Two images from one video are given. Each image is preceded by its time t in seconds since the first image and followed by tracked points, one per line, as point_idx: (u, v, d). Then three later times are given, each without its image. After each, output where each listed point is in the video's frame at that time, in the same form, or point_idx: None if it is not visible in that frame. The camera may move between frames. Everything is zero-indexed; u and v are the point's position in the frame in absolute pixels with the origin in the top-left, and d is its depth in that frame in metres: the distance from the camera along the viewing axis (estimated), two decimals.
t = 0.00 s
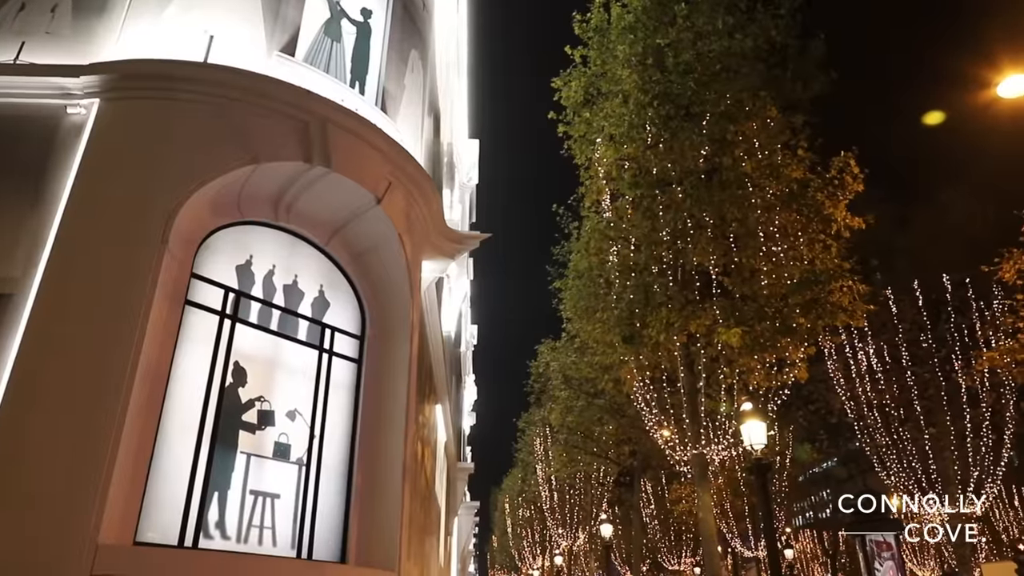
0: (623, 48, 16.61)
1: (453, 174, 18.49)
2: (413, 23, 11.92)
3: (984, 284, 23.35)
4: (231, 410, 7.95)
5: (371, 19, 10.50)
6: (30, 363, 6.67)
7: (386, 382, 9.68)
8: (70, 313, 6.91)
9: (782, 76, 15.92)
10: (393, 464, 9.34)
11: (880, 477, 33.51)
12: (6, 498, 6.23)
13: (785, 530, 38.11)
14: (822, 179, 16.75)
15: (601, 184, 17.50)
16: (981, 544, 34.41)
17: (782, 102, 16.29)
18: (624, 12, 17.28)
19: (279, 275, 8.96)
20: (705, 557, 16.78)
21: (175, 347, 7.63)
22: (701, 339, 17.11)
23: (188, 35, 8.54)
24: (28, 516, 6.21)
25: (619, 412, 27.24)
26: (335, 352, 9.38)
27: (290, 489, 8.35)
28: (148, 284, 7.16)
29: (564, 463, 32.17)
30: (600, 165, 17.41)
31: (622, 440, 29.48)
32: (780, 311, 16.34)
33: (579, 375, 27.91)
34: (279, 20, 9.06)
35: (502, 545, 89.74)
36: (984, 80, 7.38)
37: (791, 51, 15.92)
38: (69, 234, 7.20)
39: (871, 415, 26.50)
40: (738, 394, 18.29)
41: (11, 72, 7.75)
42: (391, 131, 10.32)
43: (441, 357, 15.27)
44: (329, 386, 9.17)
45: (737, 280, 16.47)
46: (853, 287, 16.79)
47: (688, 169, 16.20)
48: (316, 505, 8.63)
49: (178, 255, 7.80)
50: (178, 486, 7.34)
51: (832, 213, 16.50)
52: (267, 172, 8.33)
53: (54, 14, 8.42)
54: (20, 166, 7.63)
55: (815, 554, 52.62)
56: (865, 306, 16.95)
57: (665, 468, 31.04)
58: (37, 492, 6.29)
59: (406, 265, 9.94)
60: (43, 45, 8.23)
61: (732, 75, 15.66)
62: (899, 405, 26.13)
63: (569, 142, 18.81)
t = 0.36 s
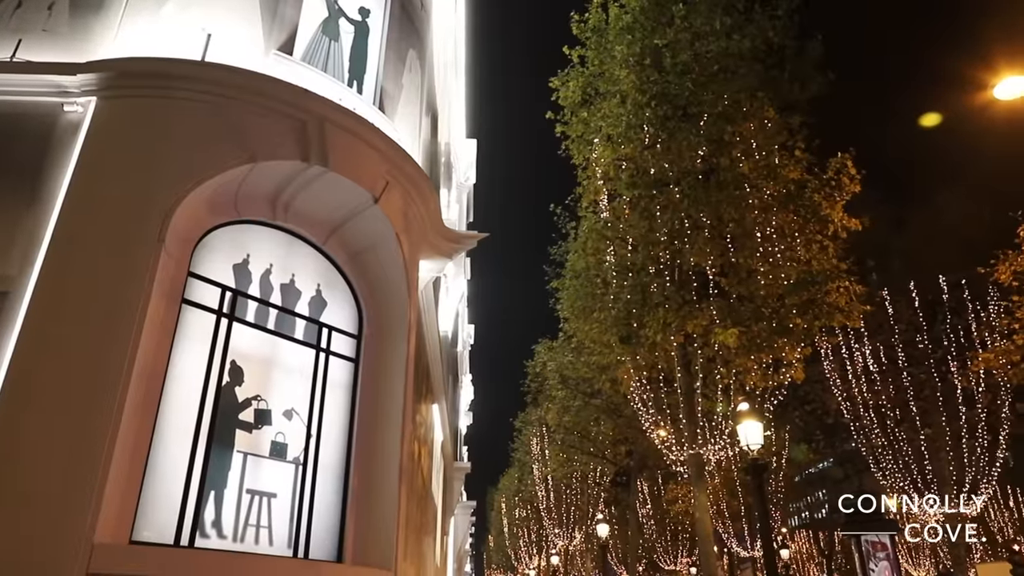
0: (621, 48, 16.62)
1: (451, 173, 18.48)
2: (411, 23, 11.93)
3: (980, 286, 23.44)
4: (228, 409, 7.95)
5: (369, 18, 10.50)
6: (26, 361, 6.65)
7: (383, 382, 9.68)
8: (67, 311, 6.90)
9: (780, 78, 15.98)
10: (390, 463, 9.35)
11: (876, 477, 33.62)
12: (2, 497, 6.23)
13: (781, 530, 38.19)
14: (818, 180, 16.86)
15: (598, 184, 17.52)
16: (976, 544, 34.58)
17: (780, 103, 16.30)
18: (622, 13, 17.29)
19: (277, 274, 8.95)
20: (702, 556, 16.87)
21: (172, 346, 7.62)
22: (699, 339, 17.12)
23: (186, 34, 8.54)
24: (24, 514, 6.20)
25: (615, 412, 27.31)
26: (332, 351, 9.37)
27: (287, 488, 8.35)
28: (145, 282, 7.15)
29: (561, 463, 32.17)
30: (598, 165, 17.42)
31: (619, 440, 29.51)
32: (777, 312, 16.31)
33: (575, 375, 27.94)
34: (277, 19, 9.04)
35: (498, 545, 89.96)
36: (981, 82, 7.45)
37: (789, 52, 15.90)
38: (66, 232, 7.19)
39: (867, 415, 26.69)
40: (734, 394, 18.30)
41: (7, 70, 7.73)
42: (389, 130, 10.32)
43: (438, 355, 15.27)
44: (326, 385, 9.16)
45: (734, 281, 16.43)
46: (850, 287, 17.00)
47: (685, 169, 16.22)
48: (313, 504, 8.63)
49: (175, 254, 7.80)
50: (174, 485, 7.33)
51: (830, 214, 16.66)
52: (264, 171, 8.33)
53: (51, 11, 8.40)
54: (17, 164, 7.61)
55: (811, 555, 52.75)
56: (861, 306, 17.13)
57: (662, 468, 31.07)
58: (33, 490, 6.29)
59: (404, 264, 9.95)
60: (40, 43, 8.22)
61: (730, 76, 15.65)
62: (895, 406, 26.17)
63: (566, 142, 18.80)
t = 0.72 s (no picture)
0: (617, 49, 16.62)
1: (447, 173, 18.47)
2: (408, 22, 11.92)
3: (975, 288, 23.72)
4: (223, 408, 7.93)
5: (366, 17, 10.48)
6: (21, 359, 6.64)
7: (379, 382, 9.69)
8: (62, 309, 6.88)
9: (776, 78, 16.01)
10: (385, 463, 9.37)
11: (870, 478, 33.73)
12: None
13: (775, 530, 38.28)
14: (814, 181, 16.97)
15: (595, 184, 17.54)
16: (969, 545, 34.74)
17: (775, 104, 16.36)
18: (619, 13, 17.29)
19: (272, 273, 8.94)
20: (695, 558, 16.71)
21: (167, 344, 7.60)
22: (694, 340, 17.11)
23: (183, 32, 8.53)
24: (18, 512, 6.18)
25: (611, 412, 27.33)
26: (327, 350, 9.36)
27: (282, 487, 8.33)
28: (139, 280, 7.13)
29: (556, 463, 32.18)
30: (594, 165, 17.43)
31: (614, 440, 29.55)
32: (772, 312, 16.33)
33: (571, 375, 27.97)
34: (274, 18, 9.05)
35: (493, 545, 89.98)
36: (976, 83, 7.63)
37: (785, 53, 15.98)
38: (60, 230, 7.17)
39: (862, 416, 26.31)
40: (729, 395, 18.33)
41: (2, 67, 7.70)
42: (385, 130, 10.31)
43: (433, 355, 15.26)
44: (322, 384, 9.15)
45: (730, 281, 16.41)
46: (845, 288, 17.05)
47: (681, 169, 16.21)
48: (308, 503, 8.62)
49: (171, 253, 7.78)
50: (169, 484, 7.32)
51: (825, 215, 16.76)
52: (261, 170, 8.32)
53: (46, 8, 8.37)
54: (11, 161, 7.58)
55: (805, 555, 52.95)
56: (856, 308, 17.17)
57: (657, 468, 31.08)
58: (28, 488, 6.26)
59: (400, 264, 9.96)
60: (35, 40, 8.19)
61: (726, 77, 15.71)
62: (889, 407, 26.08)
63: (562, 142, 18.80)
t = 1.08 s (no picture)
0: (612, 49, 16.60)
1: (441, 172, 18.46)
2: (403, 21, 11.91)
3: (966, 290, 24.05)
4: (216, 407, 7.91)
5: (361, 16, 10.47)
6: (12, 356, 6.62)
7: (372, 381, 9.68)
8: (54, 306, 6.86)
9: (770, 80, 16.14)
10: (378, 462, 9.37)
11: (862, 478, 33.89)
12: None
13: (767, 530, 38.41)
14: (808, 183, 17.02)
15: (589, 184, 17.58)
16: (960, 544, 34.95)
17: (769, 105, 16.43)
18: (614, 13, 17.30)
19: (266, 272, 8.92)
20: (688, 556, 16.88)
21: (160, 343, 7.58)
22: (687, 340, 17.12)
23: (176, 29, 8.50)
24: (9, 510, 6.17)
25: (604, 412, 27.46)
26: (321, 350, 9.35)
27: (274, 487, 8.32)
28: (132, 278, 7.11)
29: (549, 463, 32.18)
30: (588, 166, 17.45)
31: (607, 440, 29.59)
32: (765, 313, 16.40)
33: (565, 375, 27.99)
34: (269, 16, 9.05)
35: (486, 544, 89.98)
36: (969, 86, 7.76)
37: (779, 55, 16.09)
38: (53, 227, 7.15)
39: (854, 417, 26.54)
40: (723, 396, 18.38)
41: None
42: (380, 129, 10.30)
43: (427, 354, 15.25)
44: (315, 383, 9.14)
45: (723, 282, 16.48)
46: (837, 289, 17.15)
47: (675, 170, 16.26)
48: (301, 502, 8.61)
49: (164, 251, 7.75)
50: (161, 483, 7.30)
51: (818, 216, 16.79)
52: (254, 169, 8.31)
53: (38, 5, 8.33)
54: (3, 158, 7.55)
55: (797, 555, 53.15)
56: (849, 308, 17.27)
57: (649, 468, 31.14)
58: (19, 486, 6.24)
59: (394, 263, 9.95)
60: (28, 37, 8.16)
61: (721, 79, 15.77)
62: (881, 408, 26.26)
63: (557, 142, 18.82)
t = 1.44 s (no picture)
0: (605, 50, 16.60)
1: (433, 172, 18.45)
2: (396, 20, 11.90)
3: (954, 291, 23.88)
4: (206, 406, 7.88)
5: (354, 14, 10.45)
6: None
7: (363, 380, 9.68)
8: (43, 302, 6.82)
9: (761, 81, 15.84)
10: (369, 461, 9.37)
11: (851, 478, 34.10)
12: None
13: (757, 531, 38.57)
14: (799, 184, 17.03)
15: (581, 184, 17.63)
16: (947, 545, 35.20)
17: (761, 106, 16.50)
18: (607, 14, 17.32)
19: (257, 271, 8.89)
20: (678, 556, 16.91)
21: (150, 340, 7.54)
22: (678, 341, 17.13)
23: (168, 26, 8.47)
24: None
25: (595, 412, 27.72)
26: (312, 348, 9.33)
27: (264, 486, 8.30)
28: (122, 275, 7.07)
29: (540, 462, 32.18)
30: (581, 166, 17.48)
31: (598, 440, 29.64)
32: (755, 314, 16.47)
33: (556, 375, 28.00)
34: (261, 13, 9.02)
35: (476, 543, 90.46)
36: (960, 88, 7.80)
37: (772, 56, 15.94)
38: (42, 223, 7.10)
39: (844, 418, 26.79)
40: (713, 396, 18.46)
41: None
42: (372, 128, 10.28)
43: (418, 354, 15.23)
44: (306, 382, 9.13)
45: (714, 283, 16.53)
46: (828, 290, 17.20)
47: (667, 171, 16.28)
48: (291, 502, 8.59)
49: (154, 248, 7.71)
50: (150, 482, 7.27)
51: (808, 217, 16.79)
52: (246, 167, 8.29)
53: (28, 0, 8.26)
54: None
55: (787, 555, 53.33)
56: (839, 310, 17.33)
57: (640, 468, 31.22)
58: (6, 483, 6.21)
59: (385, 262, 9.95)
60: (18, 32, 8.10)
61: (712, 79, 15.78)
62: (870, 409, 26.47)
63: (549, 142, 18.82)
